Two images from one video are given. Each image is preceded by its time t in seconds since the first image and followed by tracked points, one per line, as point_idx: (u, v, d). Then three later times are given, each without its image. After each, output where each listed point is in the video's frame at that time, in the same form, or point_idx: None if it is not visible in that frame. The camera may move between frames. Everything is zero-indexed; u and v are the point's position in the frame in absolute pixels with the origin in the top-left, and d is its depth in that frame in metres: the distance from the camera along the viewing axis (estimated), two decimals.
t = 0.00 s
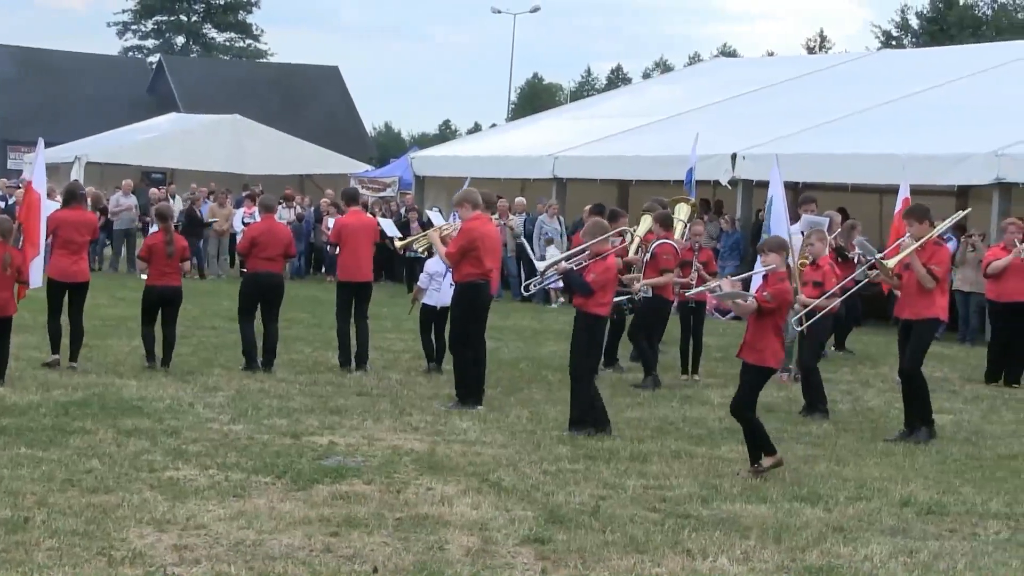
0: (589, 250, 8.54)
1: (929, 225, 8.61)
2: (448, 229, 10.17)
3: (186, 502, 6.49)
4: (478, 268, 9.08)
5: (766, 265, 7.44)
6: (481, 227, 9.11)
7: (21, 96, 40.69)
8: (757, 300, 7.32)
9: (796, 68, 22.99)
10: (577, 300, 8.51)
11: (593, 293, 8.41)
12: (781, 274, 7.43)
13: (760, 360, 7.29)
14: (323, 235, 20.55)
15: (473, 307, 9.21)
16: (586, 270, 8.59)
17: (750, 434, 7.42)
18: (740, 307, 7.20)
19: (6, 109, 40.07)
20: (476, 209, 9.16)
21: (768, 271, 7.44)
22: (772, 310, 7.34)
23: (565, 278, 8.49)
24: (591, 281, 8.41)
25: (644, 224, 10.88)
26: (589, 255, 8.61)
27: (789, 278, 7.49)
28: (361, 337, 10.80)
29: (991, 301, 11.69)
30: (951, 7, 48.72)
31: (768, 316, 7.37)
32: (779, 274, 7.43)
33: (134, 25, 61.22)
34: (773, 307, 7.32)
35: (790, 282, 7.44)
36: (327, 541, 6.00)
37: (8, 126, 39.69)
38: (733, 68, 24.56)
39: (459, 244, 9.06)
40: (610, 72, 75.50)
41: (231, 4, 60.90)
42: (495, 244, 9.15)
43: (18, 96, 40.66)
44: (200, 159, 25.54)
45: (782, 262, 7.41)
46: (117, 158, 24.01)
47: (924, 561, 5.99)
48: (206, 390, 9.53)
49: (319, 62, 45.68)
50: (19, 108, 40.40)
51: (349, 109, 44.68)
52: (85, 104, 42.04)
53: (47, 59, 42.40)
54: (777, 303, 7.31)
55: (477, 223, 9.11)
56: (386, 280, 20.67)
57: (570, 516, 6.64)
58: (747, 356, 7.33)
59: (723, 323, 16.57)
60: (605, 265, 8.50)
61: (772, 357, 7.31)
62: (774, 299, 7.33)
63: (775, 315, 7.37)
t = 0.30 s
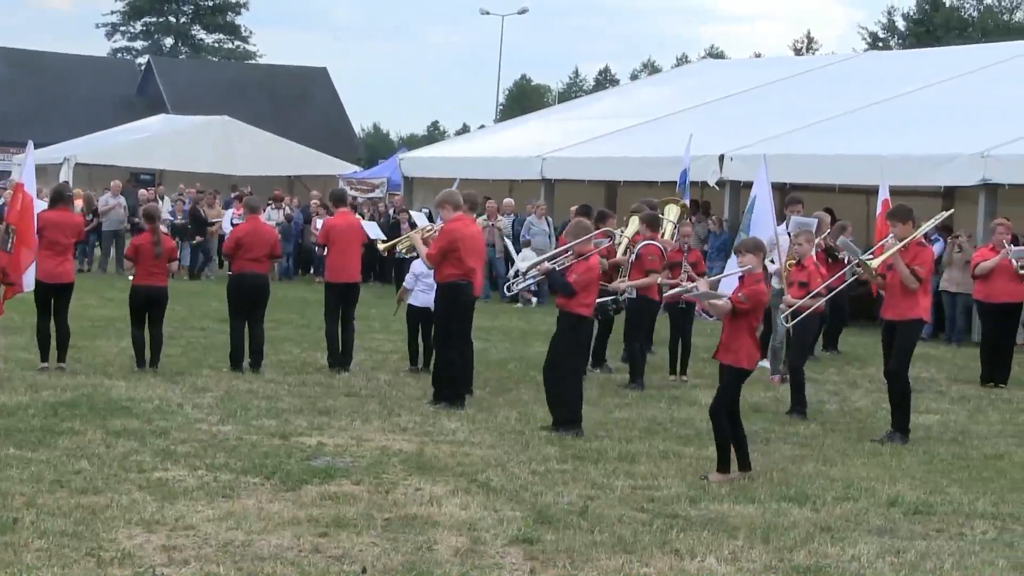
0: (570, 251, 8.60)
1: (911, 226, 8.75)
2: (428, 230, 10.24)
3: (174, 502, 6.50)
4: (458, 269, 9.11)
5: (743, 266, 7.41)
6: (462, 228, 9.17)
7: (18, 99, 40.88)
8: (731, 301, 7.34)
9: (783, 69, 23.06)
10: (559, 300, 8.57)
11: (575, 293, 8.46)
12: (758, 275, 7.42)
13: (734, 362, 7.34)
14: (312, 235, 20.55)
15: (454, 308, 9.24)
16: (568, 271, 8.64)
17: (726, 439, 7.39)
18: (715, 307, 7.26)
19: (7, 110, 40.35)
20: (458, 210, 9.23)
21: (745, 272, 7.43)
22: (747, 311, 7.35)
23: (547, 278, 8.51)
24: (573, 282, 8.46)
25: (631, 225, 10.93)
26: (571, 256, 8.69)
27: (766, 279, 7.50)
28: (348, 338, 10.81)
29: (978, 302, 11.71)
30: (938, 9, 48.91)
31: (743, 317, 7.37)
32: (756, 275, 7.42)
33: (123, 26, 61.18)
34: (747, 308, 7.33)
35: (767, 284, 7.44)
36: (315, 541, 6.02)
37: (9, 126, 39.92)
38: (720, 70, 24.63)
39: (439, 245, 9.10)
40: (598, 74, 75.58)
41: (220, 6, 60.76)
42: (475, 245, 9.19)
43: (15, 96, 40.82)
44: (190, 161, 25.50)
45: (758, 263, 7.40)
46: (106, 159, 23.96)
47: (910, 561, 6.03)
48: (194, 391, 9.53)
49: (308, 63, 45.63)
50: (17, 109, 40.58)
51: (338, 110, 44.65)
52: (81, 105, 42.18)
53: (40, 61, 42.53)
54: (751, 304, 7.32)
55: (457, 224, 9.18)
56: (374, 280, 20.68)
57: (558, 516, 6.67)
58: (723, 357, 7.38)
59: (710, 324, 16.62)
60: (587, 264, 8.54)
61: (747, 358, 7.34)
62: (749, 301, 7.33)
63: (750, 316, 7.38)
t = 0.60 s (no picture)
0: (556, 253, 8.61)
1: (900, 226, 8.73)
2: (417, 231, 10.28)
3: (168, 503, 6.51)
4: (445, 269, 9.08)
5: (720, 265, 7.42)
6: (447, 228, 9.17)
7: (13, 100, 40.92)
8: (709, 301, 7.31)
9: (775, 70, 23.12)
10: (546, 300, 8.56)
11: (564, 294, 8.49)
12: (736, 274, 7.41)
13: (715, 361, 7.33)
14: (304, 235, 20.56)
15: (438, 309, 9.25)
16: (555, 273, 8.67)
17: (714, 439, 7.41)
18: (692, 306, 7.24)
19: (4, 111, 40.43)
20: (443, 212, 9.24)
21: (723, 271, 7.43)
22: (725, 310, 7.33)
23: (535, 279, 8.56)
24: (562, 282, 8.50)
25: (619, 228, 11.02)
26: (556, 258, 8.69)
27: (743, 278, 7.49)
28: (340, 338, 10.82)
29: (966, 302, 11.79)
30: (928, 11, 49.12)
31: (721, 316, 7.34)
32: (733, 273, 7.42)
33: (115, 27, 61.14)
34: (725, 306, 7.31)
35: (744, 283, 7.43)
36: (308, 542, 6.03)
37: (6, 127, 39.95)
38: (711, 71, 24.67)
39: (426, 245, 9.09)
40: (590, 75, 75.69)
41: (212, 7, 60.66)
42: (460, 244, 9.17)
43: (8, 98, 40.82)
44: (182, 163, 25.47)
45: (736, 262, 7.41)
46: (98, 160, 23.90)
47: (901, 560, 6.06)
48: (187, 392, 9.53)
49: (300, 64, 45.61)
50: (12, 110, 40.61)
51: (330, 112, 44.64)
52: (75, 106, 42.20)
53: (35, 62, 42.54)
54: (729, 302, 7.30)
55: (443, 224, 9.18)
56: (367, 281, 20.69)
57: (551, 516, 6.69)
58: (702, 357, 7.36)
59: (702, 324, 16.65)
60: (575, 266, 8.58)
61: (727, 358, 7.34)
62: (726, 299, 7.31)
63: (729, 315, 7.35)
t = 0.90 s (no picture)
0: (548, 252, 8.67)
1: (886, 227, 8.76)
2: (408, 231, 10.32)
3: (163, 503, 6.52)
4: (430, 269, 9.20)
5: (698, 267, 7.32)
6: (432, 229, 9.27)
7: (11, 99, 40.91)
8: (689, 303, 7.28)
9: (770, 71, 23.15)
10: (539, 301, 8.56)
11: (560, 294, 8.48)
12: (715, 274, 7.33)
13: (696, 362, 7.30)
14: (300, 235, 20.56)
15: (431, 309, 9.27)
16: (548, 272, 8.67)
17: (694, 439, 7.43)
18: (673, 309, 7.19)
19: None
20: (429, 211, 9.34)
21: (701, 273, 7.35)
22: (705, 312, 7.30)
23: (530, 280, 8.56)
24: (558, 281, 8.47)
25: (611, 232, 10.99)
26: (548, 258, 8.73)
27: (722, 278, 7.43)
28: (335, 338, 10.84)
29: (964, 304, 11.75)
30: (923, 12, 49.23)
31: (701, 317, 7.31)
32: (712, 275, 7.33)
33: (112, 27, 61.11)
34: (705, 308, 7.28)
35: (722, 283, 7.39)
36: (304, 542, 6.04)
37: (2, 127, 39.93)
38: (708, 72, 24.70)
39: (411, 246, 9.20)
40: (585, 76, 75.73)
41: (208, 8, 60.60)
42: (446, 245, 9.27)
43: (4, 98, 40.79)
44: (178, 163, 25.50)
45: (715, 263, 7.32)
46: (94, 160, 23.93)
47: (895, 560, 6.08)
48: (183, 392, 9.54)
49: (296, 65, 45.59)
50: (10, 110, 40.61)
51: (326, 112, 44.64)
52: (73, 106, 42.20)
53: (33, 63, 42.54)
54: (709, 304, 7.27)
55: (427, 225, 9.28)
56: (363, 281, 20.69)
57: (546, 516, 6.70)
58: (683, 359, 7.34)
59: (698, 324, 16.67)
60: (568, 265, 8.59)
61: (707, 359, 7.32)
62: (706, 301, 7.28)
63: (709, 316, 7.32)
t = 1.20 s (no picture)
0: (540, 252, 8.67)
1: (873, 227, 8.79)
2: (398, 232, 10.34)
3: (162, 502, 6.52)
4: (415, 268, 9.22)
5: (680, 264, 7.41)
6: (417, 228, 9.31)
7: (11, 99, 40.94)
8: (672, 301, 7.31)
9: (770, 72, 23.18)
10: (532, 301, 8.60)
11: (552, 292, 8.52)
12: (696, 272, 7.40)
13: (678, 360, 7.34)
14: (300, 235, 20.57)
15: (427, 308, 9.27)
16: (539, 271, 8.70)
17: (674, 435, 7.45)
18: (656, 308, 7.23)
19: None
20: (414, 211, 9.40)
21: (683, 270, 7.40)
22: (688, 310, 7.33)
23: (520, 280, 8.55)
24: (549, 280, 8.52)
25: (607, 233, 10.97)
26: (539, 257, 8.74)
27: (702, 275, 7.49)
28: (333, 338, 10.84)
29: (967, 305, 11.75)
30: (921, 14, 49.30)
31: (684, 315, 7.36)
32: (693, 272, 7.41)
33: (112, 27, 61.14)
34: (688, 306, 7.31)
35: (704, 280, 7.43)
36: (303, 541, 6.06)
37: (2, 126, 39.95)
38: (707, 72, 24.72)
39: (397, 245, 9.22)
40: (585, 77, 75.74)
41: (208, 9, 60.62)
42: (430, 243, 9.30)
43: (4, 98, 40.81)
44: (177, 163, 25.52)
45: (695, 261, 7.39)
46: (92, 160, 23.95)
47: (893, 560, 6.10)
48: (182, 391, 9.55)
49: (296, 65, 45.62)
50: (10, 110, 40.63)
51: (325, 112, 44.66)
52: (72, 106, 42.21)
53: (32, 62, 42.54)
54: (692, 302, 7.30)
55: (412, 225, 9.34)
56: (362, 280, 20.69)
57: (545, 516, 6.72)
58: (666, 356, 7.37)
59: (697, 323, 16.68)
60: (559, 263, 8.64)
61: (689, 357, 7.35)
62: (689, 298, 7.31)
63: (691, 315, 7.36)
